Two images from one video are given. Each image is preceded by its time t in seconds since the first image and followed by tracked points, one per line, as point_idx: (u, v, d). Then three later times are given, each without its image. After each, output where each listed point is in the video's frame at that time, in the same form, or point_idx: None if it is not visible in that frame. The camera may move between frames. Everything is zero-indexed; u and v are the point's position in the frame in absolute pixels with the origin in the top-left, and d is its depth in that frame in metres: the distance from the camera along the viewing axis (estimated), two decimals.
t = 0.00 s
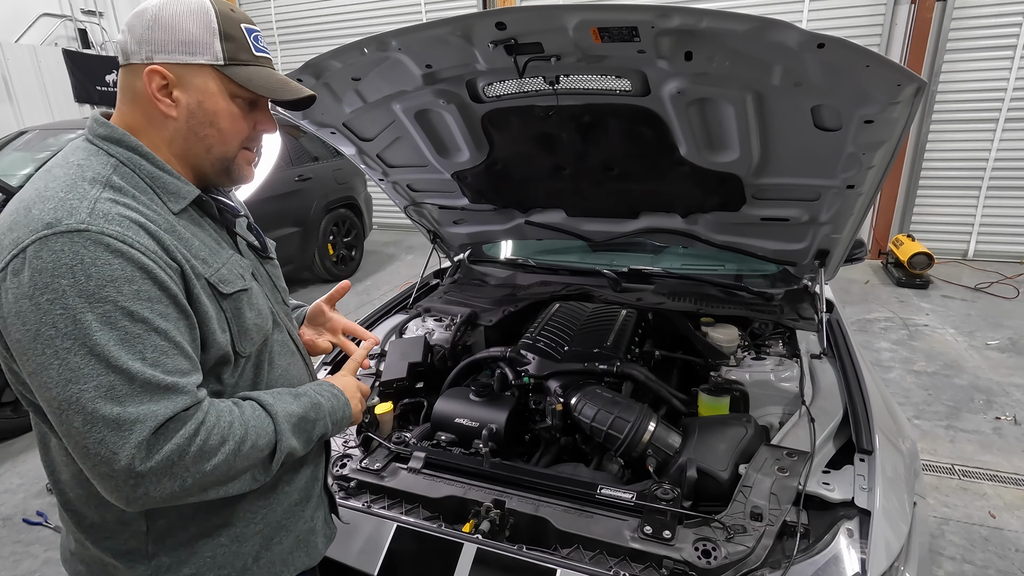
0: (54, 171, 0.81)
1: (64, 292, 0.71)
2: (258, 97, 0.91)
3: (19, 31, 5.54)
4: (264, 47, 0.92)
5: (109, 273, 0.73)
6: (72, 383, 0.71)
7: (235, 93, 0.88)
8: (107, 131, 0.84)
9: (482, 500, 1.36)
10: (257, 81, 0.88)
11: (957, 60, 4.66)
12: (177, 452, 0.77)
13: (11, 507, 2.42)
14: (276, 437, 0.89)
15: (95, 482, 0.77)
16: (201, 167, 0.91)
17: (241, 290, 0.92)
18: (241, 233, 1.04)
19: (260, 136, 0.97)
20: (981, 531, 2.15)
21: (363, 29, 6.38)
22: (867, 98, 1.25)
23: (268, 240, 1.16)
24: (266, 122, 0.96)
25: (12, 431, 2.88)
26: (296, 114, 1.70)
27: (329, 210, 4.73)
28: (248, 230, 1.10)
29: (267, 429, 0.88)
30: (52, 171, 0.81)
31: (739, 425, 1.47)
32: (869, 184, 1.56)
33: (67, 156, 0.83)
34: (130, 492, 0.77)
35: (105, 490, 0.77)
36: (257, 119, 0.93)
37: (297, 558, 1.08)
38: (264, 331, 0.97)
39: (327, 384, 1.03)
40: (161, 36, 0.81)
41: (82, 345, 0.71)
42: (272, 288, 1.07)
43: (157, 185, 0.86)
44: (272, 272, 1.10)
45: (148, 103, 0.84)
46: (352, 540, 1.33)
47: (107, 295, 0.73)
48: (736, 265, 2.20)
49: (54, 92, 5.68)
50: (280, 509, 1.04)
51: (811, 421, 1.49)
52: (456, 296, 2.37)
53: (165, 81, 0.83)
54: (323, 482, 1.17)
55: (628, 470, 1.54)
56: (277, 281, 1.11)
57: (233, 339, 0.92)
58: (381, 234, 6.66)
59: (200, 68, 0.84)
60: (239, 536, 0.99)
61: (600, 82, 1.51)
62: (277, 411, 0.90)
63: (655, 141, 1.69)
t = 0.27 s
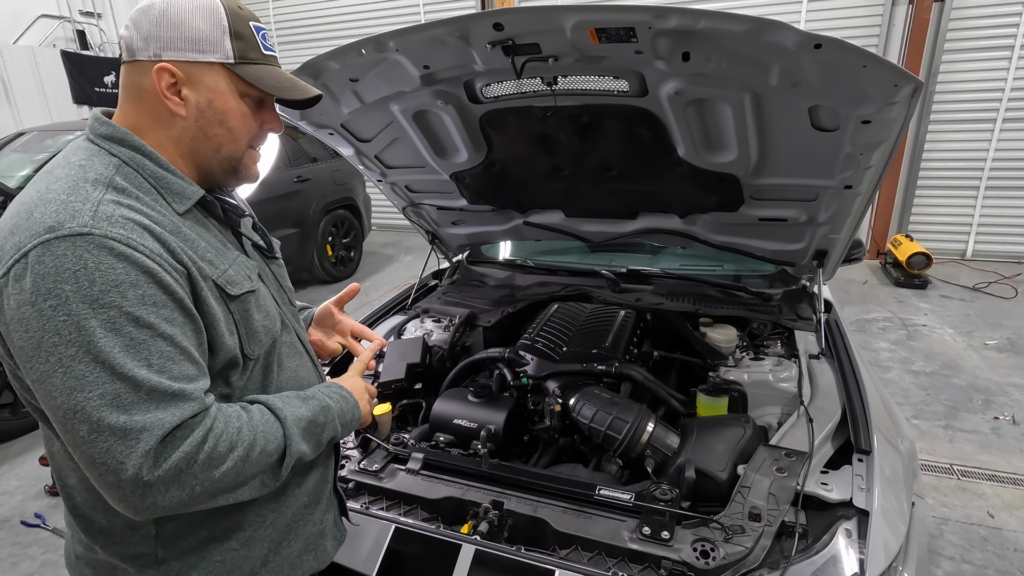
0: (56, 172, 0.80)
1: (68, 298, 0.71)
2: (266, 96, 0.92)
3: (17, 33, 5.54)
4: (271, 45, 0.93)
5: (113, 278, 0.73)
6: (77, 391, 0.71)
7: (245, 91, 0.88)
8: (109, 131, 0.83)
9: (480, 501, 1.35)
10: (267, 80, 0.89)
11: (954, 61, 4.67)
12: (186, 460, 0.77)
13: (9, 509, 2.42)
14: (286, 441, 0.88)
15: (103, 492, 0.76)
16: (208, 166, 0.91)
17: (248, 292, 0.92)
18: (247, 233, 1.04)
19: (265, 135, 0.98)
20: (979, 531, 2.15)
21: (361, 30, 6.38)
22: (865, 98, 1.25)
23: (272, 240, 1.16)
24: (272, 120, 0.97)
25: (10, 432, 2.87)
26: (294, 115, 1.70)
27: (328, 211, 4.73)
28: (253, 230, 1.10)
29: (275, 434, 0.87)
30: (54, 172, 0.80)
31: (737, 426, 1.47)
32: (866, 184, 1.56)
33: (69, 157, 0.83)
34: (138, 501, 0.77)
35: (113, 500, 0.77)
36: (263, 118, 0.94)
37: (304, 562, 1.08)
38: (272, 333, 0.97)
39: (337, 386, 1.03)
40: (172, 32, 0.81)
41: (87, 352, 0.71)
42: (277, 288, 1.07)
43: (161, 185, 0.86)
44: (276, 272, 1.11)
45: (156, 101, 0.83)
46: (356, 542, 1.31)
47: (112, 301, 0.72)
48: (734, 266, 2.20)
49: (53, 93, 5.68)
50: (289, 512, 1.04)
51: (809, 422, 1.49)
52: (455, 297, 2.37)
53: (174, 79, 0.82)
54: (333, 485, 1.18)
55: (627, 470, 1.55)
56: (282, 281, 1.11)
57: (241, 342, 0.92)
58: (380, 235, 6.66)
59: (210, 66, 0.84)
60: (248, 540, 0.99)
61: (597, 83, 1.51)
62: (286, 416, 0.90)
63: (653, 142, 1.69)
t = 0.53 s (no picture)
0: (57, 173, 0.80)
1: (79, 302, 0.70)
2: (267, 96, 0.92)
3: (16, 35, 5.54)
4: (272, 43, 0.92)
5: (125, 281, 0.73)
6: (89, 397, 0.71)
7: (247, 91, 0.88)
8: (110, 131, 0.83)
9: (479, 502, 1.35)
10: (270, 80, 0.89)
11: (951, 61, 4.68)
12: (202, 463, 0.77)
13: (7, 511, 2.41)
14: (297, 441, 0.89)
15: (117, 500, 0.76)
16: (210, 166, 0.91)
17: (257, 292, 0.92)
18: (250, 233, 1.04)
19: (265, 134, 0.98)
20: (978, 531, 2.15)
21: (360, 31, 6.39)
22: (862, 99, 1.25)
23: (275, 239, 1.17)
24: (272, 119, 0.97)
25: (9, 434, 2.87)
26: (292, 116, 1.69)
27: (327, 212, 4.73)
28: (257, 231, 1.11)
29: (287, 434, 0.88)
30: (54, 173, 0.80)
31: (736, 426, 1.47)
32: (864, 184, 1.56)
33: (68, 157, 0.82)
34: (154, 508, 0.77)
35: (128, 508, 0.77)
36: (264, 117, 0.95)
37: (310, 566, 1.08)
38: (280, 335, 0.98)
39: (342, 386, 1.03)
40: (174, 30, 0.80)
41: (99, 356, 0.70)
42: (283, 287, 1.08)
43: (165, 185, 0.86)
44: (282, 273, 1.11)
45: (156, 101, 0.83)
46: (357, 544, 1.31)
47: (124, 304, 0.72)
48: (733, 266, 2.20)
49: (52, 95, 5.68)
50: (294, 515, 1.04)
51: (808, 422, 1.49)
52: (454, 298, 2.36)
53: (175, 78, 0.82)
54: (336, 487, 1.18)
55: (626, 471, 1.55)
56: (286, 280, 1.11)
57: (250, 344, 0.92)
58: (379, 236, 6.66)
59: (211, 65, 0.84)
60: (254, 546, 0.99)
61: (595, 84, 1.51)
62: (296, 416, 0.90)
63: (651, 143, 1.69)
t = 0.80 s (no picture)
0: (53, 176, 0.79)
1: (86, 308, 0.70)
2: (263, 95, 0.92)
3: (14, 36, 5.54)
4: (267, 42, 0.93)
5: (132, 285, 0.73)
6: (97, 404, 0.70)
7: (242, 91, 0.89)
8: (106, 133, 0.83)
9: (478, 503, 1.35)
10: (265, 79, 0.89)
11: (949, 61, 4.69)
12: (211, 469, 0.77)
13: (6, 513, 2.41)
14: (303, 445, 0.89)
15: (126, 510, 0.76)
16: (208, 168, 0.91)
17: (260, 296, 0.93)
18: (249, 236, 1.05)
19: (263, 135, 0.98)
20: (977, 532, 2.15)
21: (359, 32, 6.39)
22: (860, 100, 1.25)
23: (273, 241, 1.17)
24: (269, 119, 0.97)
25: (8, 436, 2.87)
26: (291, 118, 1.70)
27: (326, 213, 4.73)
28: (256, 234, 1.12)
29: (293, 438, 0.88)
30: (51, 175, 0.79)
31: (735, 426, 1.48)
32: (862, 185, 1.56)
33: (63, 159, 0.82)
34: (163, 516, 0.76)
35: (137, 518, 0.76)
36: (261, 118, 0.95)
37: (310, 571, 1.09)
38: (281, 339, 0.99)
39: (343, 391, 1.03)
40: (168, 31, 0.80)
41: (107, 362, 0.70)
42: (280, 290, 1.08)
43: (165, 187, 0.86)
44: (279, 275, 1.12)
45: (151, 103, 0.83)
46: (356, 548, 1.31)
47: (132, 308, 0.72)
48: (731, 267, 2.21)
49: (50, 96, 5.68)
50: (296, 519, 1.04)
51: (806, 423, 1.49)
52: (453, 299, 2.37)
53: (169, 80, 0.82)
54: (335, 491, 1.18)
55: (625, 472, 1.55)
56: (282, 282, 1.12)
57: (253, 348, 0.93)
58: (379, 237, 6.66)
59: (205, 65, 0.84)
60: (256, 552, 0.99)
61: (594, 86, 1.51)
62: (301, 420, 0.90)
63: (650, 144, 1.70)
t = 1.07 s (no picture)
0: (44, 183, 0.79)
1: (74, 318, 0.70)
2: (255, 98, 0.92)
3: (13, 38, 5.54)
4: (260, 43, 0.93)
5: (121, 296, 0.72)
6: (85, 416, 0.70)
7: (235, 93, 0.89)
8: (98, 138, 0.83)
9: (477, 504, 1.35)
10: (258, 82, 0.89)
11: (948, 61, 4.70)
12: (201, 482, 0.77)
13: (4, 515, 2.41)
14: (294, 455, 0.89)
15: (113, 522, 0.75)
16: (200, 172, 0.91)
17: (252, 304, 0.93)
18: (243, 241, 1.04)
19: (256, 138, 0.98)
20: (976, 531, 2.15)
21: (358, 33, 6.39)
22: (858, 100, 1.25)
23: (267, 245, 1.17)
24: (263, 122, 0.97)
25: (6, 437, 2.87)
26: (289, 118, 1.70)
27: (325, 214, 4.73)
28: (250, 238, 1.12)
29: (283, 449, 0.88)
30: (42, 182, 0.79)
31: (734, 426, 1.48)
32: (860, 185, 1.56)
33: (56, 165, 0.82)
34: (151, 529, 0.76)
35: (125, 531, 0.76)
36: (254, 121, 0.95)
37: None
38: (273, 347, 0.99)
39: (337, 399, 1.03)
40: (160, 34, 0.81)
41: (95, 374, 0.70)
42: (274, 296, 1.08)
43: (156, 194, 0.86)
44: (273, 280, 1.12)
45: (142, 106, 0.83)
46: (352, 551, 1.31)
47: (121, 319, 0.72)
48: (730, 267, 2.21)
49: (49, 98, 5.68)
50: (285, 529, 1.04)
51: (806, 423, 1.49)
52: (452, 300, 2.36)
53: (160, 83, 0.82)
54: (326, 498, 1.19)
55: (623, 472, 1.55)
56: (277, 288, 1.12)
57: (244, 356, 0.93)
58: (378, 237, 6.66)
59: (197, 68, 0.84)
60: (245, 561, 0.99)
61: (592, 86, 1.51)
62: (292, 430, 0.90)
63: (648, 144, 1.70)
